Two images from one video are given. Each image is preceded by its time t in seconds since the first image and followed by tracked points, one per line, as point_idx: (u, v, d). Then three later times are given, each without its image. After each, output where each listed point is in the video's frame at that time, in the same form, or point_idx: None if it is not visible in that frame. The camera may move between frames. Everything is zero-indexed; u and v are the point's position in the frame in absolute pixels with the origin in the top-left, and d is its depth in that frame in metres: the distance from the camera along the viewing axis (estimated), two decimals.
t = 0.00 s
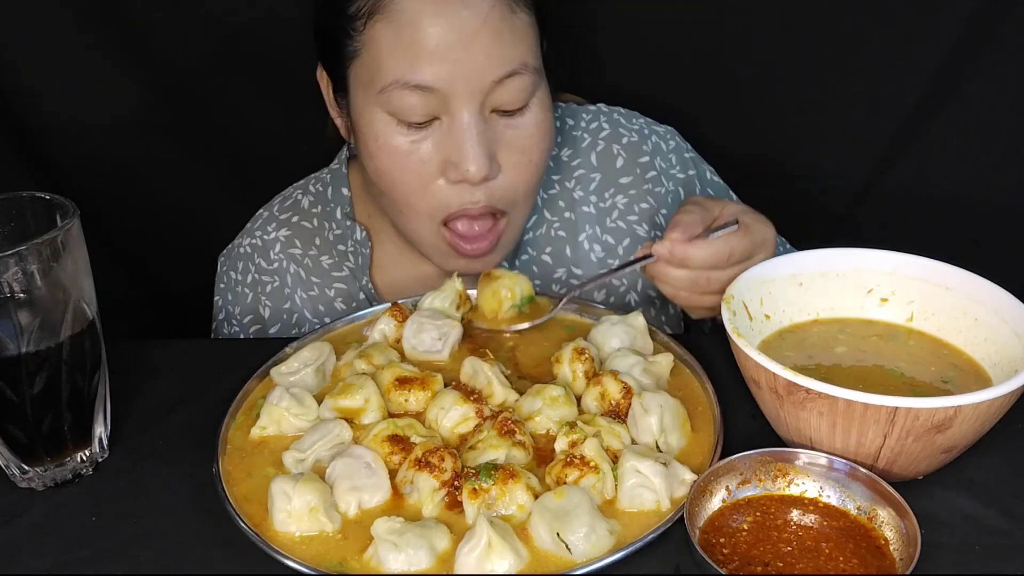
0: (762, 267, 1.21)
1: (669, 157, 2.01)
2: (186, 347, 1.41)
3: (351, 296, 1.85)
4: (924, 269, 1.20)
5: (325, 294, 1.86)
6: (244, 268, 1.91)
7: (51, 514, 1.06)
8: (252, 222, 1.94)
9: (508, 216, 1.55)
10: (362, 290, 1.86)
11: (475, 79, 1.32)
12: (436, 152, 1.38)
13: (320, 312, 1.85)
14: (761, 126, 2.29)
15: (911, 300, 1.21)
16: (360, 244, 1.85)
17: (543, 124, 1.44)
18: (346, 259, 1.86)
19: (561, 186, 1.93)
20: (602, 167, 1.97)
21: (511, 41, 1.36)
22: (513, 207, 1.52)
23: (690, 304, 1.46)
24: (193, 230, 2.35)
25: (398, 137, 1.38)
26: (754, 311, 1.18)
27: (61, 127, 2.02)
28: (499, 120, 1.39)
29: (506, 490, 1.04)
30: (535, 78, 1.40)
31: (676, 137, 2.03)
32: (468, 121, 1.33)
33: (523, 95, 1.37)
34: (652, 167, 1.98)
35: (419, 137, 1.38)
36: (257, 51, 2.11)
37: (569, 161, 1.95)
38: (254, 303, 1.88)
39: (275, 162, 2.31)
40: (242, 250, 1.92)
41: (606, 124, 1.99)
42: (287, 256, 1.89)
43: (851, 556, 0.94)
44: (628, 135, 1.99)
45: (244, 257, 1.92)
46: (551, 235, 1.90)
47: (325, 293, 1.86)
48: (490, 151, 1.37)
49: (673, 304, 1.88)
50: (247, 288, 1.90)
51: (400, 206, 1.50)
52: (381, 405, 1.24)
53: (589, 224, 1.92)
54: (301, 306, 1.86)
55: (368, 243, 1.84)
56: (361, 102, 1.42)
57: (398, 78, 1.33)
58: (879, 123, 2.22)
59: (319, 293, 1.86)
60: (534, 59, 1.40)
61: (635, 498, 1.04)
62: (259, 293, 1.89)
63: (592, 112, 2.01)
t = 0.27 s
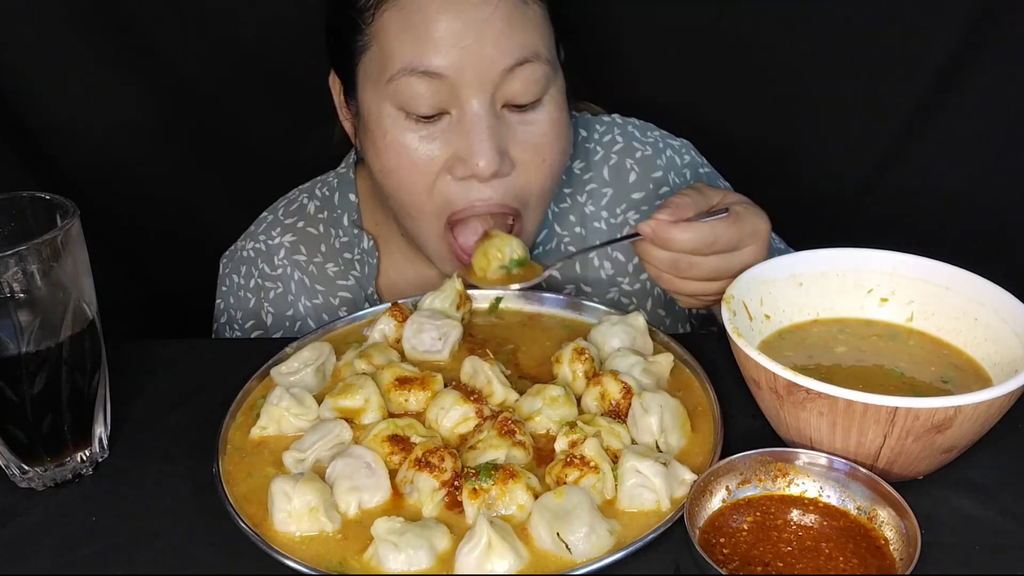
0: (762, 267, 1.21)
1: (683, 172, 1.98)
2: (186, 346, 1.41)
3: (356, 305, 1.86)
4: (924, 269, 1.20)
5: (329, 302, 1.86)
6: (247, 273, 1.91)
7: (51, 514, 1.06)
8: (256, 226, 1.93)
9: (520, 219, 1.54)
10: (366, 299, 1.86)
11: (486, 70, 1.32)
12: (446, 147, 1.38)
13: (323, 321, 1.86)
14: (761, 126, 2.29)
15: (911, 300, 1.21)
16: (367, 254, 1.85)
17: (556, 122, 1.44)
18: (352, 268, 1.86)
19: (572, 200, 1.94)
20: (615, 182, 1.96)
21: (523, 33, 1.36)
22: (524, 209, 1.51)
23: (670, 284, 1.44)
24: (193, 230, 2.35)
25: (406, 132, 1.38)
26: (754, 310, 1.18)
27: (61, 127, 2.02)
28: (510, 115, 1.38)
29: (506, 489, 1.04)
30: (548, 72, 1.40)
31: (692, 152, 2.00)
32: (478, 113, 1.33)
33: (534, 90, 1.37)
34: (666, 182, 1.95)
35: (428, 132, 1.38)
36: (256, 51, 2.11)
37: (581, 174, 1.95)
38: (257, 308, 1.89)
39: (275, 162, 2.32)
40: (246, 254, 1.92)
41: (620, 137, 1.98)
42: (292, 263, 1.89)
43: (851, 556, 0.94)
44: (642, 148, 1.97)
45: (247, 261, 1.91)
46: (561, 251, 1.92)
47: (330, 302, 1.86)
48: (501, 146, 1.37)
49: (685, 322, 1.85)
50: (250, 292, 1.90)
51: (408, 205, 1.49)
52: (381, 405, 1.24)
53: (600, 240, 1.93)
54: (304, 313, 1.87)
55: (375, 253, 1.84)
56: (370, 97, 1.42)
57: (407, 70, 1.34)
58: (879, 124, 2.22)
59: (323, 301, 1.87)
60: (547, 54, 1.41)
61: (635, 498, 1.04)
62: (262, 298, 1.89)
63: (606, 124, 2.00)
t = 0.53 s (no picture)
0: (762, 267, 1.21)
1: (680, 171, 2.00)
2: (186, 347, 1.41)
3: (358, 305, 1.88)
4: (924, 269, 1.20)
5: (332, 303, 1.88)
6: (249, 273, 1.90)
7: (51, 514, 1.06)
8: (259, 225, 1.93)
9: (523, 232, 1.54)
10: (367, 299, 1.88)
11: (497, 77, 1.32)
12: (452, 154, 1.38)
13: (326, 321, 1.87)
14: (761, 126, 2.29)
15: (911, 300, 1.21)
16: (369, 253, 1.86)
17: (565, 133, 1.44)
18: (355, 267, 1.88)
19: (571, 199, 1.93)
20: (612, 182, 1.96)
21: (537, 42, 1.36)
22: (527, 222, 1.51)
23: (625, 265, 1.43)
24: (193, 230, 2.35)
25: (414, 135, 1.38)
26: (754, 311, 1.18)
27: (61, 127, 2.01)
28: (519, 124, 1.38)
29: (506, 490, 1.04)
30: (560, 83, 1.40)
31: (690, 152, 2.02)
32: (487, 120, 1.33)
33: (545, 100, 1.37)
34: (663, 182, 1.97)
35: (436, 137, 1.37)
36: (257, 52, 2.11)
37: (581, 173, 1.94)
38: (258, 309, 1.88)
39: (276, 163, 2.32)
40: (248, 254, 1.91)
41: (618, 136, 1.98)
42: (295, 263, 1.90)
43: (851, 556, 0.94)
44: (640, 148, 1.98)
45: (249, 261, 1.91)
46: (559, 250, 1.89)
47: (332, 302, 1.88)
48: (508, 155, 1.37)
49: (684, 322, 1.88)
50: (251, 293, 1.90)
51: (412, 211, 1.48)
52: (381, 405, 1.24)
53: (599, 240, 1.91)
54: (306, 315, 1.87)
55: (378, 252, 1.85)
56: (379, 98, 1.42)
57: (418, 72, 1.34)
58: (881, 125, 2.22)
59: (326, 302, 1.88)
60: (560, 65, 1.41)
61: (635, 497, 1.04)
62: (263, 299, 1.89)
63: (605, 122, 1.99)
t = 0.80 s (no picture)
0: (763, 267, 1.21)
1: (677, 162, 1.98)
2: (186, 347, 1.41)
3: (352, 298, 1.87)
4: (924, 269, 1.20)
5: (326, 296, 1.87)
6: (246, 267, 1.90)
7: (51, 514, 1.06)
8: (256, 220, 1.92)
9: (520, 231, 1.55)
10: (362, 292, 1.87)
11: (507, 82, 1.32)
12: (458, 154, 1.38)
13: (320, 314, 1.87)
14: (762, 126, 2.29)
15: (911, 300, 1.21)
16: (364, 246, 1.86)
17: (568, 137, 1.44)
18: (349, 260, 1.87)
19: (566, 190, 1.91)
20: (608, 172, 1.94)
21: (547, 48, 1.36)
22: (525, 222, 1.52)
23: (621, 218, 1.44)
24: (193, 230, 2.35)
25: (420, 134, 1.38)
26: (754, 311, 1.18)
27: (61, 127, 2.01)
28: (525, 128, 1.39)
29: (506, 490, 1.04)
30: (566, 88, 1.40)
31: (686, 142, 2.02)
32: (494, 124, 1.34)
33: (551, 105, 1.38)
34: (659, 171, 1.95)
35: (442, 136, 1.37)
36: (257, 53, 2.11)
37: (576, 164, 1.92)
38: (255, 303, 1.89)
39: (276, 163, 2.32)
40: (246, 248, 1.91)
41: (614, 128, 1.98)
42: (290, 257, 1.89)
43: (851, 556, 0.94)
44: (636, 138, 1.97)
45: (246, 255, 1.90)
46: (554, 241, 1.89)
47: (327, 295, 1.87)
48: (513, 158, 1.37)
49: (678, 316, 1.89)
50: (248, 287, 1.90)
51: (413, 205, 1.49)
52: (381, 405, 1.24)
53: (593, 230, 1.90)
54: (301, 308, 1.87)
55: (372, 245, 1.85)
56: (386, 93, 1.41)
57: (429, 73, 1.34)
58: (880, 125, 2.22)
59: (320, 295, 1.87)
60: (568, 70, 1.41)
61: (635, 497, 1.04)
62: (260, 292, 1.89)
63: (601, 115, 1.99)
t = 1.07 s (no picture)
0: (763, 267, 1.21)
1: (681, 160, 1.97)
2: (186, 346, 1.41)
3: (355, 291, 1.87)
4: (924, 269, 1.21)
5: (329, 289, 1.87)
6: (250, 261, 1.91)
7: (51, 514, 1.07)
8: (261, 214, 1.92)
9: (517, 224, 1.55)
10: (366, 285, 1.87)
11: (509, 76, 1.32)
12: (458, 145, 1.38)
13: (323, 307, 1.88)
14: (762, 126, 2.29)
15: (911, 300, 1.21)
16: (367, 239, 1.84)
17: (567, 132, 1.44)
18: (353, 254, 1.86)
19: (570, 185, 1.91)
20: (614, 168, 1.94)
21: (549, 45, 1.36)
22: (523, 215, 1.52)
23: (677, 188, 1.35)
24: (193, 230, 2.35)
25: (421, 124, 1.38)
26: (754, 310, 1.18)
27: (61, 127, 2.01)
28: (525, 122, 1.39)
29: (506, 489, 1.04)
30: (567, 85, 1.40)
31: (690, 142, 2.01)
32: (495, 117, 1.33)
33: (552, 100, 1.38)
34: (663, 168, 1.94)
35: (443, 128, 1.37)
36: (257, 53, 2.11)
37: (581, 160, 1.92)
38: (258, 296, 1.90)
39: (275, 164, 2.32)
40: (250, 243, 1.91)
41: (619, 125, 1.98)
42: (294, 251, 1.89)
43: (851, 556, 0.94)
44: (641, 136, 1.97)
45: (251, 250, 1.91)
46: (558, 235, 1.87)
47: (330, 288, 1.87)
48: (511, 152, 1.37)
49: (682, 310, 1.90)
50: (252, 281, 1.91)
51: (413, 193, 1.49)
52: (381, 405, 1.24)
53: (597, 225, 1.89)
54: (305, 300, 1.88)
55: (375, 238, 1.83)
56: (388, 83, 1.41)
57: (432, 65, 1.34)
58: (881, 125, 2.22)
59: (324, 288, 1.87)
60: (569, 67, 1.41)
61: (635, 497, 1.04)
62: (264, 286, 1.90)
63: (606, 113, 1.99)
